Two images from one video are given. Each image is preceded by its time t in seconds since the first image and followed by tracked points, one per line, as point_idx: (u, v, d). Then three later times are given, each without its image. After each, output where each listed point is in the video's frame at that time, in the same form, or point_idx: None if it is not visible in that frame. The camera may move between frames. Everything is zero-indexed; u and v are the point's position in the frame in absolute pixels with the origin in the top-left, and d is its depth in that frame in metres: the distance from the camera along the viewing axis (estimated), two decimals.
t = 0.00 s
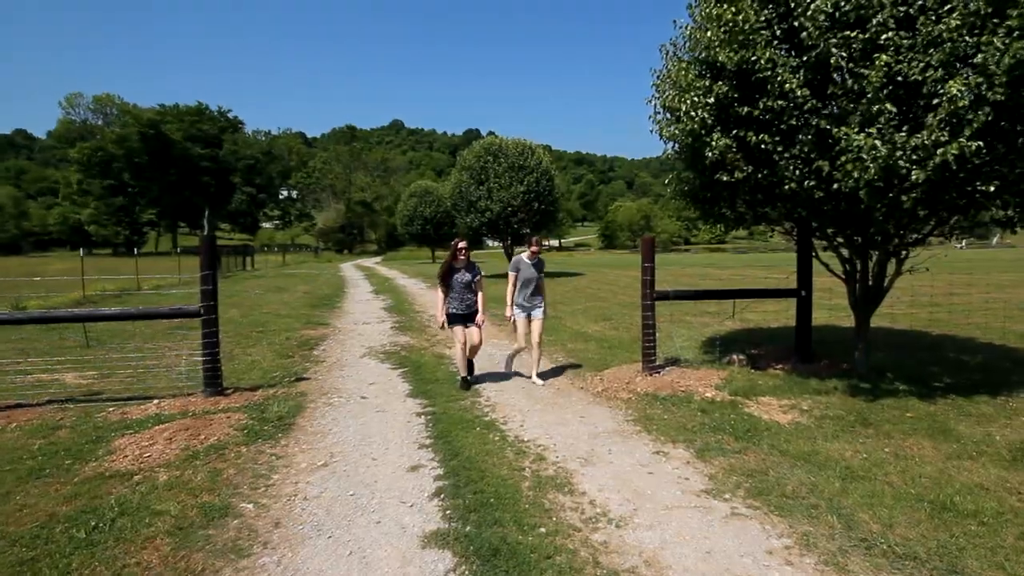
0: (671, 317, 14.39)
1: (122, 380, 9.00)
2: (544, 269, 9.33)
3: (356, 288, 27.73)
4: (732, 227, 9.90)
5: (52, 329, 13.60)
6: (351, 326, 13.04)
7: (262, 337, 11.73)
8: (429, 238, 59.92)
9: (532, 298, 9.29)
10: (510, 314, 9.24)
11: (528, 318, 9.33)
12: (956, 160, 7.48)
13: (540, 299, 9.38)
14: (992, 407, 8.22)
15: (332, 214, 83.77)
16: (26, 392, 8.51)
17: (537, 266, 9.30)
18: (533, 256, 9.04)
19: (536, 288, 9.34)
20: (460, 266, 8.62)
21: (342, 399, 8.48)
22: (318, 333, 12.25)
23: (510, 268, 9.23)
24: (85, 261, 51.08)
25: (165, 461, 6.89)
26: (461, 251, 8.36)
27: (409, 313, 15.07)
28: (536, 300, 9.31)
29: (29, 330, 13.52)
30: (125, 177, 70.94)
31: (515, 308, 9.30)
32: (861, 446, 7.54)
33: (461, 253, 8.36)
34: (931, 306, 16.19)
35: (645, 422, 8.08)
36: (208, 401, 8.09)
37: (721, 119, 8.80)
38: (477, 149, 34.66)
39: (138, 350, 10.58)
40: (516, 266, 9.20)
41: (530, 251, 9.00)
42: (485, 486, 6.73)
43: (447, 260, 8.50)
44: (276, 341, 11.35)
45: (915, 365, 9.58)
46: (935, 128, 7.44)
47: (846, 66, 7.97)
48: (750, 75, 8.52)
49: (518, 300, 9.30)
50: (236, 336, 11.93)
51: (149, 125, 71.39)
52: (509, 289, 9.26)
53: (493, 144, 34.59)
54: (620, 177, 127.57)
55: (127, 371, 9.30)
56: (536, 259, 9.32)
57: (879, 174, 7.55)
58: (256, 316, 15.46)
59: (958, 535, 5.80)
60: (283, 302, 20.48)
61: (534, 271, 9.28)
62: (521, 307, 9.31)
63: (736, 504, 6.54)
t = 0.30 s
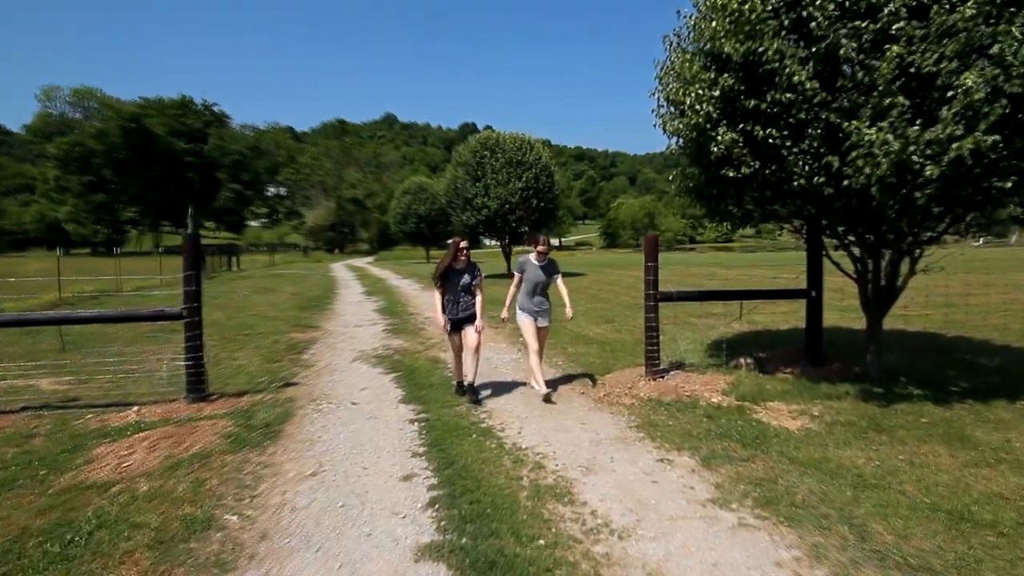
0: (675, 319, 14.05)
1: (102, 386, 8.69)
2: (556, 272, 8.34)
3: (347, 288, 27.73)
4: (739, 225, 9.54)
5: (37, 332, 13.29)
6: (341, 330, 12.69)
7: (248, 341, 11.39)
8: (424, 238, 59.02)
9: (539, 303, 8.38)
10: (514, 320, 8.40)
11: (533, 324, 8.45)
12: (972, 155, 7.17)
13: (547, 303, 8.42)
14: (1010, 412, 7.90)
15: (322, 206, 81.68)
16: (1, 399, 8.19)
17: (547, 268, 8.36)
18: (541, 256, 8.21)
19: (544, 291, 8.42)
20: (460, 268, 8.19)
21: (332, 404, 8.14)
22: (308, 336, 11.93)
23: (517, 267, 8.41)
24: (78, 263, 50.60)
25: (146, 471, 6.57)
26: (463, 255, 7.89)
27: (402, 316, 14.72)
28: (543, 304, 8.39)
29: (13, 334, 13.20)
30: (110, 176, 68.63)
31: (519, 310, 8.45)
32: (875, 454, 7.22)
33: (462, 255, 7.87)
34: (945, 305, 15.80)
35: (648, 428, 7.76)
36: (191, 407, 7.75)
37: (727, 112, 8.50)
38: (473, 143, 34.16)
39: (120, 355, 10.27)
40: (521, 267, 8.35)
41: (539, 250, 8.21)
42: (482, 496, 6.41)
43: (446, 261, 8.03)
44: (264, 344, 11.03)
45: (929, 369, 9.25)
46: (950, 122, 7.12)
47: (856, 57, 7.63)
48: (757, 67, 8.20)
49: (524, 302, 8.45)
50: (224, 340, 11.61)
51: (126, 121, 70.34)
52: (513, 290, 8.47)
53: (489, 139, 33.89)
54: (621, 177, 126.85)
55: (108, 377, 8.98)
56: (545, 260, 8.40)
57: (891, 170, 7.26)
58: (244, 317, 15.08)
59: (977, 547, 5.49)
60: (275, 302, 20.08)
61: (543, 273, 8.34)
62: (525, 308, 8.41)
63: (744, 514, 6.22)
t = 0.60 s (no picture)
0: (678, 318, 13.76)
1: (83, 387, 8.45)
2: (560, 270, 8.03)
3: (339, 288, 24.62)
4: (745, 221, 9.23)
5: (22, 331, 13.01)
6: (332, 330, 12.39)
7: (235, 340, 11.12)
8: (416, 232, 56.46)
9: (547, 303, 8.05)
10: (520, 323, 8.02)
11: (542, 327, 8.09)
12: (987, 149, 6.93)
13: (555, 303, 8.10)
14: None
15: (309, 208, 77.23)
16: None
17: (552, 266, 8.01)
18: (547, 252, 7.89)
19: (552, 291, 8.07)
20: (462, 267, 7.67)
21: (322, 407, 7.89)
22: (297, 336, 11.66)
23: (521, 269, 8.07)
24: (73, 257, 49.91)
25: (130, 475, 6.33)
26: (462, 249, 7.45)
27: (395, 314, 14.44)
28: (552, 304, 8.06)
29: None
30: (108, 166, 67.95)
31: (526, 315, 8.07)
32: (884, 458, 6.98)
33: (462, 248, 7.43)
34: (957, 305, 15.45)
35: (650, 432, 7.52)
36: (177, 409, 7.50)
37: (733, 105, 8.18)
38: (468, 135, 32.58)
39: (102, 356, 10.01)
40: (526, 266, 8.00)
41: (542, 245, 7.91)
42: (478, 501, 6.16)
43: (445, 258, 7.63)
44: (251, 344, 10.77)
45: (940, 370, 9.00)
46: (964, 114, 6.90)
47: (867, 48, 7.36)
48: (764, 58, 7.90)
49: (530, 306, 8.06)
50: (212, 340, 11.34)
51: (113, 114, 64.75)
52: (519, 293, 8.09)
53: (487, 132, 32.39)
54: (624, 168, 125.48)
55: (89, 378, 8.74)
56: (550, 259, 8.05)
57: (903, 165, 6.97)
58: (233, 315, 14.77)
59: (988, 553, 5.28)
60: (266, 298, 19.70)
61: (550, 271, 8.00)
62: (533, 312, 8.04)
63: (748, 519, 5.99)
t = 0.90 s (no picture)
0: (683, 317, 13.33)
1: (57, 393, 8.07)
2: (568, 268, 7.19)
3: (328, 283, 23.53)
4: (755, 214, 8.79)
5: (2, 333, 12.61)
6: (320, 331, 11.98)
7: (217, 343, 10.70)
8: (407, 227, 53.02)
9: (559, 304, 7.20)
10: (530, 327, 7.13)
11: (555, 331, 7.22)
12: (1012, 137, 6.52)
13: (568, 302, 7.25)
14: None
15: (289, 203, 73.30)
16: None
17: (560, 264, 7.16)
18: (554, 247, 7.06)
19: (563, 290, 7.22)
20: (464, 266, 6.93)
21: (309, 412, 7.50)
22: (285, 338, 11.27)
23: (528, 268, 7.22)
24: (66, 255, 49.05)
25: (105, 485, 5.93)
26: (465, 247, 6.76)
27: (386, 315, 14.02)
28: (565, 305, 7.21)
29: None
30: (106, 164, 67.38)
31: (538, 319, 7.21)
32: (903, 463, 6.58)
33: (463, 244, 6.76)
34: (981, 302, 14.90)
35: (656, 437, 7.13)
36: (154, 416, 7.12)
37: (742, 91, 7.74)
38: (461, 124, 30.77)
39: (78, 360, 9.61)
40: (534, 264, 7.15)
41: (550, 240, 7.05)
42: (474, 511, 5.74)
43: (445, 257, 6.88)
44: (234, 347, 10.37)
45: (963, 371, 8.59)
46: (986, 99, 6.49)
47: (884, 30, 6.98)
48: (775, 40, 7.47)
49: (541, 307, 7.22)
50: (195, 341, 10.95)
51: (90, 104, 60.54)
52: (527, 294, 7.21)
53: (481, 120, 30.58)
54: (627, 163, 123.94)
55: (63, 384, 8.35)
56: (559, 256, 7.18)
57: (921, 153, 6.58)
58: (217, 315, 14.31)
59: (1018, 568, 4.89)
60: (252, 296, 19.13)
61: (560, 269, 7.16)
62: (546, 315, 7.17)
63: (759, 530, 5.59)
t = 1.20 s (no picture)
0: (684, 316, 13.01)
1: (32, 400, 7.75)
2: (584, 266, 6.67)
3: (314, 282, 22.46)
4: (763, 208, 8.46)
5: None
6: (308, 332, 11.65)
7: (200, 346, 10.38)
8: (399, 222, 51.57)
9: (574, 306, 6.66)
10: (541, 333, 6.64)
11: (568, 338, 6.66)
12: None
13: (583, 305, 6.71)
14: None
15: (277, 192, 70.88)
16: None
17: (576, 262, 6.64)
18: (571, 243, 6.54)
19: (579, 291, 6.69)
20: (465, 264, 6.28)
21: (296, 418, 7.20)
22: (274, 340, 10.97)
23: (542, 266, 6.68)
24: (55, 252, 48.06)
25: (83, 495, 5.61)
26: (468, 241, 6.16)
27: (377, 315, 13.68)
28: (581, 307, 6.67)
29: None
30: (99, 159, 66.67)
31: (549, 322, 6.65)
32: (918, 467, 6.29)
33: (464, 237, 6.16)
34: (997, 298, 14.53)
35: (660, 442, 6.85)
36: (134, 423, 6.83)
37: (749, 78, 7.41)
38: (457, 114, 30.38)
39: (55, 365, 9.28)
40: (549, 261, 6.61)
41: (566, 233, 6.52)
42: (470, 519, 5.42)
43: (445, 254, 6.24)
44: (217, 349, 10.05)
45: (980, 371, 8.30)
46: (1003, 87, 6.21)
47: (897, 14, 6.66)
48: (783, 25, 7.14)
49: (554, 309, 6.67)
50: (179, 344, 10.64)
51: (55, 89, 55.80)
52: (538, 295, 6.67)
53: (478, 110, 30.17)
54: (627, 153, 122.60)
55: (38, 390, 8.03)
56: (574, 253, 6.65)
57: (937, 143, 6.29)
58: (200, 315, 13.87)
59: None
60: (235, 294, 18.63)
61: (577, 267, 6.63)
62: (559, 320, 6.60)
63: (768, 537, 5.30)
